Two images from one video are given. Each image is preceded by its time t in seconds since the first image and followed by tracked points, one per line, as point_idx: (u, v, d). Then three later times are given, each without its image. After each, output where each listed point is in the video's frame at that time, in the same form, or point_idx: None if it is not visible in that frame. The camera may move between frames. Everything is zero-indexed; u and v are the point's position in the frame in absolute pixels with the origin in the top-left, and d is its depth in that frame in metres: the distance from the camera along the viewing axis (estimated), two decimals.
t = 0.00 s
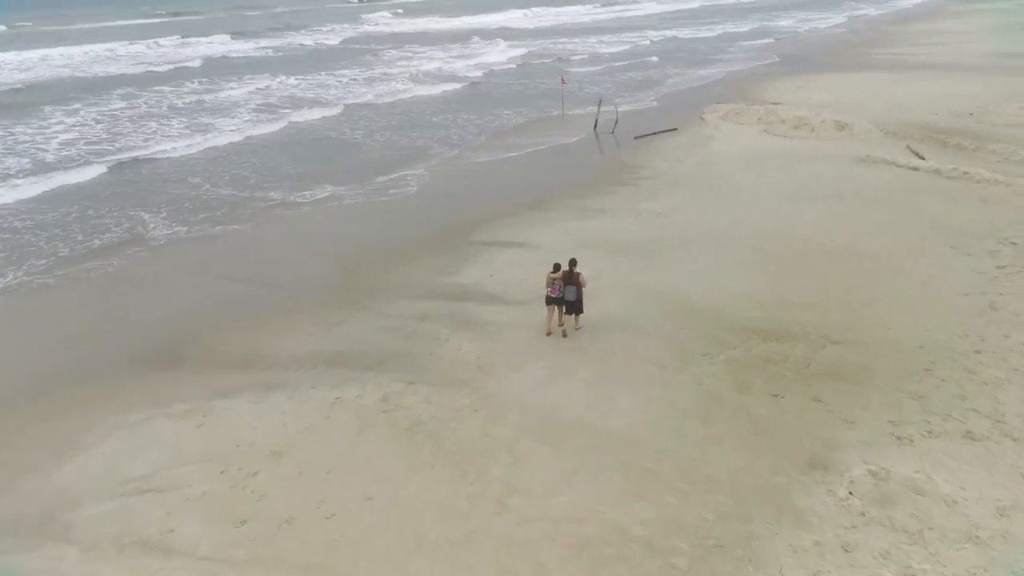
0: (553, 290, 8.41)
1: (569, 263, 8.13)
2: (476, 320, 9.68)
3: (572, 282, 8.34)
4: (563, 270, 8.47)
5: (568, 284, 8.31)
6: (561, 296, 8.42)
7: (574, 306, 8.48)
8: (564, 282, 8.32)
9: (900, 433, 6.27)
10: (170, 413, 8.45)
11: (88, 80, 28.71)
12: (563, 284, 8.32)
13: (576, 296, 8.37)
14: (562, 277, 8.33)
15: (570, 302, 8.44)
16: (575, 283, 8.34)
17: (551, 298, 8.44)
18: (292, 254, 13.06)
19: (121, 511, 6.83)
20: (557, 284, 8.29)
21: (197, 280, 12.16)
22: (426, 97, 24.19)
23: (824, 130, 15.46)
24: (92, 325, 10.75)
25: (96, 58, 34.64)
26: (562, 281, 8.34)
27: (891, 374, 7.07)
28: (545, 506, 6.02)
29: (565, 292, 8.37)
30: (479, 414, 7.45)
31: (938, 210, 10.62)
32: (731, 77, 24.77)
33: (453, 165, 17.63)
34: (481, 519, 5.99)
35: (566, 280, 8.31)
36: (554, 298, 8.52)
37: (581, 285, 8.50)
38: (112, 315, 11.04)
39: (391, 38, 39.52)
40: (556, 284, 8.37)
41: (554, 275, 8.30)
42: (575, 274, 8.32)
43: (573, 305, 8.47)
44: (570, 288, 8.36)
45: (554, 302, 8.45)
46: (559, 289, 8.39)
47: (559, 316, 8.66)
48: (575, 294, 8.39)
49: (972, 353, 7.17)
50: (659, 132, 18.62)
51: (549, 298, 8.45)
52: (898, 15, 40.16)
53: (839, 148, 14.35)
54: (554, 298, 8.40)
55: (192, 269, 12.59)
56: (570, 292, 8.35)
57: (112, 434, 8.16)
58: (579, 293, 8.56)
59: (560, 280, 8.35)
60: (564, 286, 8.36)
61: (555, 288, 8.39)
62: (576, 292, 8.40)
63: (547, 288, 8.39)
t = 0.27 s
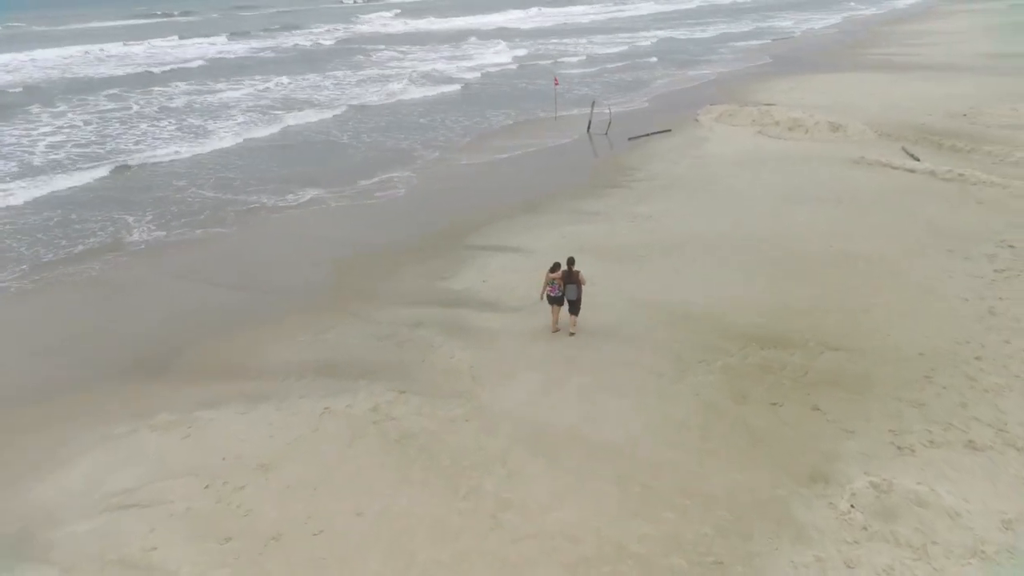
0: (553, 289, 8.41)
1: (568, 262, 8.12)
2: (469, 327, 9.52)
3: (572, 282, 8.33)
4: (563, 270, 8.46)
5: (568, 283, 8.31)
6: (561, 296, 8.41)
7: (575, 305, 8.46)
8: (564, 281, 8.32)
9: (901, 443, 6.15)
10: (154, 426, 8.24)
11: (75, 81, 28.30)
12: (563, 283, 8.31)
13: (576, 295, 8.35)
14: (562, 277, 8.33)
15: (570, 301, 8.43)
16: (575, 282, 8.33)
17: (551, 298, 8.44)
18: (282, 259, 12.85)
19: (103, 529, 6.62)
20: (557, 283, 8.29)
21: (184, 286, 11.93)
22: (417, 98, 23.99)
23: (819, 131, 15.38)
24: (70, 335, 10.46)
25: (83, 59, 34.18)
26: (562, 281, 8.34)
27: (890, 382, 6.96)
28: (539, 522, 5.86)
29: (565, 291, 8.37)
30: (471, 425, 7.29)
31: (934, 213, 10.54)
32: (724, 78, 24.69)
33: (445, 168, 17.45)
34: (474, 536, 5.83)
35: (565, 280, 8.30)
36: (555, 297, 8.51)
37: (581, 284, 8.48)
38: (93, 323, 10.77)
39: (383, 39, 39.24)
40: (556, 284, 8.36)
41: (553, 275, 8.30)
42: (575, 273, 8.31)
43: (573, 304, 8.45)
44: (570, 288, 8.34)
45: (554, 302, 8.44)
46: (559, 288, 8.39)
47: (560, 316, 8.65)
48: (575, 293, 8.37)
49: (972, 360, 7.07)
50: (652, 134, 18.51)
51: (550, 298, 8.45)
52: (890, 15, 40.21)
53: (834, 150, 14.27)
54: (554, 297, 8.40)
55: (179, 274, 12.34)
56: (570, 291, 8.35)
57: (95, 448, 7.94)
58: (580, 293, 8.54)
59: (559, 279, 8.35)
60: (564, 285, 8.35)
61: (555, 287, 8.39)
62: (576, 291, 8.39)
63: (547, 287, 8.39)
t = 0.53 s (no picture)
0: (552, 289, 8.33)
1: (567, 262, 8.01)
2: (461, 333, 9.34)
3: (570, 281, 8.24)
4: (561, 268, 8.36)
5: (567, 283, 8.21)
6: (559, 295, 8.33)
7: (573, 305, 8.38)
8: (562, 280, 8.22)
9: (902, 453, 6.01)
10: (137, 437, 8.03)
11: (63, 83, 27.93)
12: (562, 283, 8.23)
13: (575, 295, 8.27)
14: (560, 276, 8.23)
15: (568, 301, 8.35)
16: (573, 282, 8.23)
17: (550, 297, 8.36)
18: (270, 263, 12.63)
19: (83, 547, 6.41)
20: (555, 283, 8.20)
21: (170, 291, 11.70)
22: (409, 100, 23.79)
23: (813, 133, 15.28)
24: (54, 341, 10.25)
25: (71, 61, 33.80)
26: (561, 280, 8.24)
27: (890, 390, 6.82)
28: (534, 538, 5.69)
29: (563, 291, 8.28)
30: (464, 436, 7.10)
31: (931, 215, 10.44)
32: (717, 79, 24.60)
33: (437, 170, 17.27)
34: (467, 553, 5.65)
35: (564, 279, 8.21)
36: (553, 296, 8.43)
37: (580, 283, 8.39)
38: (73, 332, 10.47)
39: (375, 40, 38.99)
40: (555, 283, 8.27)
41: (551, 274, 8.21)
42: (573, 273, 8.21)
43: (571, 304, 8.38)
44: (568, 287, 8.25)
45: (552, 301, 8.36)
46: (558, 287, 8.30)
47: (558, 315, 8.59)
48: (573, 293, 8.28)
49: (973, 367, 6.94)
50: (646, 135, 18.38)
51: (548, 297, 8.37)
52: (882, 16, 40.26)
53: (829, 152, 14.17)
54: (552, 297, 8.32)
55: (165, 280, 12.11)
56: (568, 291, 8.25)
57: (77, 461, 7.72)
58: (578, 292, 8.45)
59: (558, 279, 8.25)
60: (563, 285, 8.27)
61: (553, 287, 8.30)
62: (574, 291, 8.30)
63: (545, 286, 8.30)
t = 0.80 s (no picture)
0: (552, 290, 8.38)
1: (567, 263, 8.09)
2: (454, 340, 9.17)
3: (571, 282, 8.30)
4: (562, 270, 8.44)
5: (567, 284, 8.28)
6: (560, 296, 8.38)
7: (573, 306, 8.44)
8: (563, 281, 8.29)
9: (905, 464, 5.88)
10: (122, 450, 7.83)
11: (50, 85, 27.55)
12: (562, 284, 8.28)
13: (575, 296, 8.33)
14: (561, 278, 8.29)
15: (569, 302, 8.40)
16: (574, 283, 8.30)
17: (551, 298, 8.41)
18: (260, 268, 12.44)
19: (63, 566, 6.19)
20: (556, 284, 8.25)
21: (157, 298, 11.50)
22: (401, 102, 23.58)
23: (808, 134, 15.19)
24: (54, 340, 10.26)
25: (59, 63, 33.40)
26: (561, 282, 8.30)
27: (891, 398, 6.69)
28: (529, 554, 5.52)
29: (564, 292, 8.34)
30: (456, 448, 6.93)
31: (928, 218, 10.34)
32: (711, 80, 24.51)
33: (430, 173, 17.08)
34: (459, 571, 5.48)
35: (564, 280, 8.27)
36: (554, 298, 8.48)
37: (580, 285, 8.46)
38: (72, 332, 10.46)
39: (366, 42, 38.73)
40: (555, 284, 8.33)
41: (553, 275, 8.28)
42: (574, 274, 8.28)
43: (572, 305, 8.43)
44: (569, 288, 8.31)
45: (553, 302, 8.41)
46: (558, 289, 8.35)
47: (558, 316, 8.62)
48: (574, 294, 8.34)
49: (975, 374, 6.82)
50: (640, 137, 18.26)
51: (549, 299, 8.42)
52: (875, 16, 40.27)
53: (824, 154, 14.07)
54: (553, 299, 8.37)
55: (151, 286, 11.88)
56: (569, 292, 8.32)
57: (59, 475, 7.50)
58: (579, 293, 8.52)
59: (559, 280, 8.31)
60: (564, 286, 8.33)
61: (554, 288, 8.35)
62: (575, 292, 8.36)
63: (546, 288, 8.35)
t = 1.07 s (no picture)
0: (553, 290, 8.38)
1: (568, 262, 8.11)
2: (445, 347, 9.01)
3: (572, 282, 8.31)
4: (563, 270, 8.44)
5: (568, 283, 8.29)
6: (561, 296, 8.38)
7: (575, 305, 8.44)
8: (564, 281, 8.29)
9: (907, 476, 5.75)
10: (104, 463, 7.63)
11: (36, 87, 27.16)
12: (564, 284, 8.29)
13: (576, 295, 8.33)
14: (562, 277, 8.30)
15: (570, 302, 8.40)
16: (575, 283, 8.31)
17: (552, 298, 8.41)
18: (248, 274, 12.24)
19: None
20: (557, 284, 8.27)
21: (142, 305, 11.28)
22: (393, 103, 23.36)
23: (803, 136, 15.10)
24: (57, 340, 10.26)
25: (44, 64, 32.97)
26: (562, 281, 8.31)
27: (891, 407, 6.56)
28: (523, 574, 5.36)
29: (565, 292, 8.35)
30: (448, 461, 6.76)
31: (924, 221, 10.24)
32: (704, 81, 24.42)
33: (421, 175, 16.90)
34: None
35: (565, 280, 8.28)
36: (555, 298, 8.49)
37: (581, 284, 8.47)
38: (54, 341, 10.21)
39: (358, 43, 38.45)
40: (556, 284, 8.33)
41: (554, 275, 8.29)
42: (575, 273, 8.29)
43: (573, 305, 8.43)
44: (570, 287, 8.32)
45: (554, 302, 8.41)
46: (559, 288, 8.36)
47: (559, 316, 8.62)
48: (575, 294, 8.35)
49: (976, 382, 6.69)
50: (633, 139, 18.13)
51: (550, 298, 8.43)
52: (868, 16, 40.31)
53: (819, 156, 13.97)
54: (554, 298, 8.37)
55: (137, 293, 11.65)
56: (570, 291, 8.32)
57: (39, 490, 7.28)
58: (580, 293, 8.53)
59: (560, 279, 8.32)
60: (564, 286, 8.34)
61: (555, 288, 8.36)
62: (576, 291, 8.37)
63: (547, 288, 8.36)
